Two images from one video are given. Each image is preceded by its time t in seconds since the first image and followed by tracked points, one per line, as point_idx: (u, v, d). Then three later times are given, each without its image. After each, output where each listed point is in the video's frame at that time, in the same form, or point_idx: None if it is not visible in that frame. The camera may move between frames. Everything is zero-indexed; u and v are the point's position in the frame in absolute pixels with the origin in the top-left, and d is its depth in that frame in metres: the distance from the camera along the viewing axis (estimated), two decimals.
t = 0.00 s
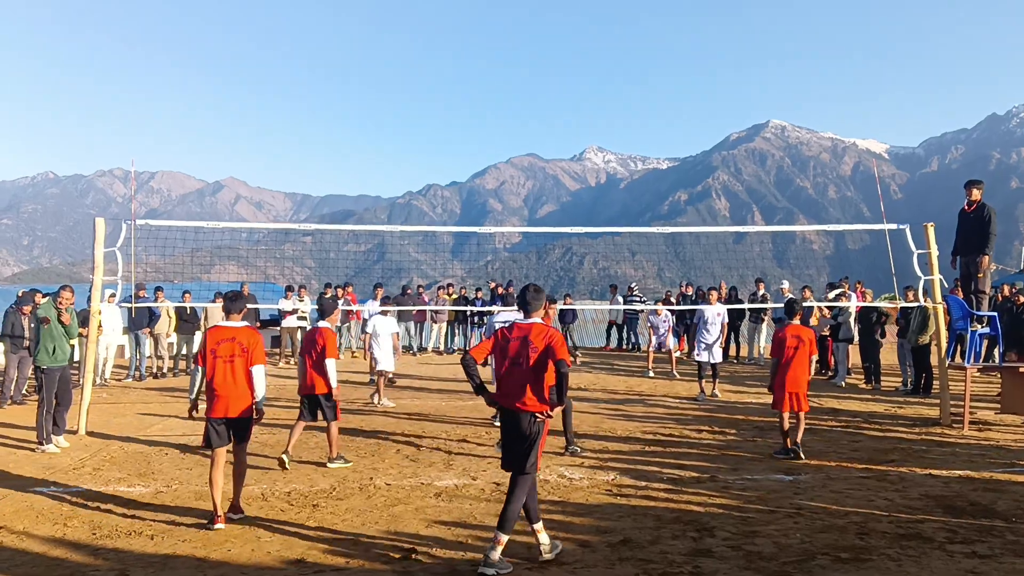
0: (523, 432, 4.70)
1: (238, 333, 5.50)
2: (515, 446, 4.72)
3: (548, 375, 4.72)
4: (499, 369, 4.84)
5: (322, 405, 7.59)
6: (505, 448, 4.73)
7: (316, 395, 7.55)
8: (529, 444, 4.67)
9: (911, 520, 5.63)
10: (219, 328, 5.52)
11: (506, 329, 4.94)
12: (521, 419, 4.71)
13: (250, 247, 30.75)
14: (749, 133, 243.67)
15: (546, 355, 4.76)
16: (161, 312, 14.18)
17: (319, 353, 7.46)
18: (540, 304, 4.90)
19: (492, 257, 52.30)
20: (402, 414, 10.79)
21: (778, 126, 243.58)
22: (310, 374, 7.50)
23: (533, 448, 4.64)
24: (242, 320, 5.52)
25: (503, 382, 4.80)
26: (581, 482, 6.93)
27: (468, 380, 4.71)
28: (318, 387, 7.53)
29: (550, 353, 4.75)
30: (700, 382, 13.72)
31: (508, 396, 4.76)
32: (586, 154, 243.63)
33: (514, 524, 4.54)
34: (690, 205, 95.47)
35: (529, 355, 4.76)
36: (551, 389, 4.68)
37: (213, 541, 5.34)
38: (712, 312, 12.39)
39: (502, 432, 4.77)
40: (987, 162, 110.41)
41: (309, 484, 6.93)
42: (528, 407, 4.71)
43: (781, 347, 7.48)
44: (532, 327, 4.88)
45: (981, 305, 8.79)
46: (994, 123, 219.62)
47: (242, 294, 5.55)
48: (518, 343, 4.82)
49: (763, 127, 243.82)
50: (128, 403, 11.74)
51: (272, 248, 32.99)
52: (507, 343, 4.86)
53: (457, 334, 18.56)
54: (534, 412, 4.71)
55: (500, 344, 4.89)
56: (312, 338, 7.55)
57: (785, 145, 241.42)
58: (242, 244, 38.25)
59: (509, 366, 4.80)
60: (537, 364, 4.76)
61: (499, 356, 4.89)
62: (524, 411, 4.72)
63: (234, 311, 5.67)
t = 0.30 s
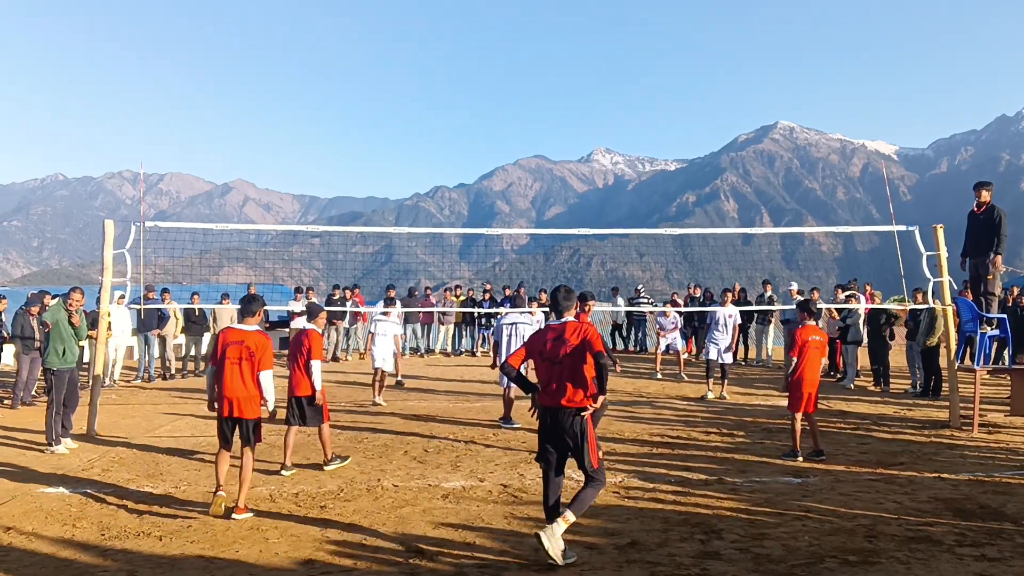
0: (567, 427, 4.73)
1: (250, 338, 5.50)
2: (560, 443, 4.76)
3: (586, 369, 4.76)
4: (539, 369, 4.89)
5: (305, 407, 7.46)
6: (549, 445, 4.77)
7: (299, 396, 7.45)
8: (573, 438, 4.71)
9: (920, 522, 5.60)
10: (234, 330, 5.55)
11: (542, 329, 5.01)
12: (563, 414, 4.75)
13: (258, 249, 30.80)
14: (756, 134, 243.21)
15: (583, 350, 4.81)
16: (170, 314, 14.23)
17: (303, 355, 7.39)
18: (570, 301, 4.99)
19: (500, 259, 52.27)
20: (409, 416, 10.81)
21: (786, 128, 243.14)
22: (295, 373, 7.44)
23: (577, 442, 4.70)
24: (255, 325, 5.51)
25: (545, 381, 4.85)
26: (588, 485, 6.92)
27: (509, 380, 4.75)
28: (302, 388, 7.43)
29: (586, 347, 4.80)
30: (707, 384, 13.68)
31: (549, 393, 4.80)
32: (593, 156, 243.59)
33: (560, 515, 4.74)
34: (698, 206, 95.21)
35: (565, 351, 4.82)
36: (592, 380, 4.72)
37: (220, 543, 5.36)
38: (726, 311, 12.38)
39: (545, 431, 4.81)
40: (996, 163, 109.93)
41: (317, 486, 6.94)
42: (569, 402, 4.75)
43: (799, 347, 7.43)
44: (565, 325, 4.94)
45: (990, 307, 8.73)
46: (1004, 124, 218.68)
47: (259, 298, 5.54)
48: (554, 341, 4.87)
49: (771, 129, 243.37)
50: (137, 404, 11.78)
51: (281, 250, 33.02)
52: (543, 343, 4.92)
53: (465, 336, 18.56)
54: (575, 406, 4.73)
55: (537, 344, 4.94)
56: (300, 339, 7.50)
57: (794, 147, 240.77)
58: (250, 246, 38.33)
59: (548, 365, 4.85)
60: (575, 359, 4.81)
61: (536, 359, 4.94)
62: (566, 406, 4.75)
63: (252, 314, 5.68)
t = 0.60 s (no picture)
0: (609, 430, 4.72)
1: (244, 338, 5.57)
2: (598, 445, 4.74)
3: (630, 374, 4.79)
4: (580, 372, 4.86)
5: (298, 410, 7.42)
6: (586, 447, 4.74)
7: (294, 399, 7.42)
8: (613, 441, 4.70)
9: (928, 524, 5.57)
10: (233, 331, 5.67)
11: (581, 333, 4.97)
12: (605, 416, 4.74)
13: (264, 250, 30.76)
14: (762, 135, 242.94)
15: (627, 355, 4.83)
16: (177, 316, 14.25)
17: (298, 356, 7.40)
18: (613, 310, 5.00)
19: (505, 260, 52.24)
20: (415, 417, 10.81)
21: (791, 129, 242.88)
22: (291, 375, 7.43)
23: (616, 444, 4.69)
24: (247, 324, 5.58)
25: (586, 384, 4.82)
26: (594, 487, 6.90)
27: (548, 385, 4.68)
28: (297, 391, 7.40)
29: (631, 352, 4.81)
30: (713, 386, 13.65)
31: (593, 395, 4.78)
32: (599, 157, 243.58)
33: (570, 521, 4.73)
34: (704, 207, 95.11)
35: (610, 355, 4.82)
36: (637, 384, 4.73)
37: (227, 545, 5.36)
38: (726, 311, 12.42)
39: (583, 431, 4.76)
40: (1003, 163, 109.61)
41: (323, 488, 6.95)
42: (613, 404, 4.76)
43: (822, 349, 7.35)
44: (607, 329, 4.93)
45: (998, 308, 8.70)
46: (1010, 123, 217.81)
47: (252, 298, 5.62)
48: (599, 346, 4.86)
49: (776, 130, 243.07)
50: (144, 407, 11.79)
51: (287, 252, 33.00)
52: (586, 348, 4.89)
53: (470, 337, 18.55)
54: (619, 408, 4.74)
55: (578, 348, 4.91)
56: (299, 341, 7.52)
57: (799, 147, 240.31)
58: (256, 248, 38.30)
59: (592, 368, 4.83)
60: (619, 363, 4.82)
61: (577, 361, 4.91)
62: (608, 410, 4.75)
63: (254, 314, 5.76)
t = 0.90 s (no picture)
0: (647, 424, 4.73)
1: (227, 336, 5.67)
2: (635, 439, 4.75)
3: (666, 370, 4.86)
4: (613, 365, 4.85)
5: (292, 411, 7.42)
6: (623, 441, 4.72)
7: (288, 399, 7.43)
8: (652, 436, 4.72)
9: (928, 523, 5.57)
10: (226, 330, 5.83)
11: (612, 328, 4.96)
12: (644, 411, 4.75)
13: (265, 251, 30.79)
14: (763, 134, 242.95)
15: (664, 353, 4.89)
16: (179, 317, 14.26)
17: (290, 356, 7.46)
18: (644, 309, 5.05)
19: (508, 260, 52.27)
20: (417, 417, 10.81)
21: (793, 129, 242.98)
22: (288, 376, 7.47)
23: (654, 439, 4.71)
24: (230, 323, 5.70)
25: (623, 378, 4.81)
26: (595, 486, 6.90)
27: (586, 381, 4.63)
28: (291, 392, 7.42)
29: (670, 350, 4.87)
30: (715, 385, 13.65)
31: (633, 389, 4.78)
32: (600, 157, 243.57)
33: (599, 517, 4.74)
34: (706, 207, 95.08)
35: (648, 351, 4.85)
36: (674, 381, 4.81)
37: (229, 545, 5.36)
38: (722, 310, 12.42)
39: (621, 426, 4.74)
40: (1005, 162, 109.30)
41: (325, 488, 6.96)
42: (651, 398, 4.80)
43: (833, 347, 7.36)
44: (644, 326, 4.96)
45: (999, 307, 8.70)
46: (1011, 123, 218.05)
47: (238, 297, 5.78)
48: (637, 342, 4.88)
49: (778, 129, 243.07)
50: (146, 407, 11.80)
51: (290, 253, 32.99)
52: (623, 343, 4.89)
53: (472, 337, 18.56)
54: (658, 403, 4.79)
55: (614, 343, 4.90)
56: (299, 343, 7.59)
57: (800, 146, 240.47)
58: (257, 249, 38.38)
59: (631, 363, 4.83)
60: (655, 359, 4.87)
61: (610, 354, 4.88)
62: (642, 403, 4.77)
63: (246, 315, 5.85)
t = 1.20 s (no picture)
0: (652, 428, 4.74)
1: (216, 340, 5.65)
2: (638, 441, 4.74)
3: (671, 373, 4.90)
4: (620, 366, 4.84)
5: (288, 413, 7.42)
6: (628, 443, 4.70)
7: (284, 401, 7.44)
8: (656, 439, 4.74)
9: (929, 524, 5.57)
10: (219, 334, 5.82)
11: (618, 329, 4.96)
12: (649, 413, 4.75)
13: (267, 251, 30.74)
14: (764, 135, 242.87)
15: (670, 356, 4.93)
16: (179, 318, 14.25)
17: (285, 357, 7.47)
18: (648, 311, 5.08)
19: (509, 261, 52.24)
20: (417, 418, 10.82)
21: (793, 129, 242.96)
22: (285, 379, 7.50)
23: (659, 443, 4.72)
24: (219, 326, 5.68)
25: (630, 378, 4.80)
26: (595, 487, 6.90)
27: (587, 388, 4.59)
28: (287, 394, 7.42)
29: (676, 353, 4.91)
30: (715, 386, 13.65)
31: (640, 392, 4.77)
32: (601, 158, 243.58)
33: (594, 520, 4.66)
34: (707, 208, 95.04)
35: (654, 354, 4.88)
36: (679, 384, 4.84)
37: (229, 546, 5.36)
38: (724, 311, 12.36)
39: (626, 428, 4.72)
40: (1006, 162, 109.20)
41: (325, 489, 6.96)
42: (656, 401, 4.81)
43: (842, 350, 7.33)
44: (649, 328, 4.98)
45: (999, 308, 8.69)
46: (1011, 123, 217.90)
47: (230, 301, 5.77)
48: (644, 344, 4.90)
49: (778, 130, 243.05)
50: (147, 408, 11.81)
51: (290, 254, 32.95)
52: (629, 344, 4.89)
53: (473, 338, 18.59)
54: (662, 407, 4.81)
55: (621, 344, 4.89)
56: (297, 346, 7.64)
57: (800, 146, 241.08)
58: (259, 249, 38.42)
59: (637, 365, 4.83)
60: (662, 363, 4.90)
61: (616, 355, 4.87)
62: (648, 405, 4.77)
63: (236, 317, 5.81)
